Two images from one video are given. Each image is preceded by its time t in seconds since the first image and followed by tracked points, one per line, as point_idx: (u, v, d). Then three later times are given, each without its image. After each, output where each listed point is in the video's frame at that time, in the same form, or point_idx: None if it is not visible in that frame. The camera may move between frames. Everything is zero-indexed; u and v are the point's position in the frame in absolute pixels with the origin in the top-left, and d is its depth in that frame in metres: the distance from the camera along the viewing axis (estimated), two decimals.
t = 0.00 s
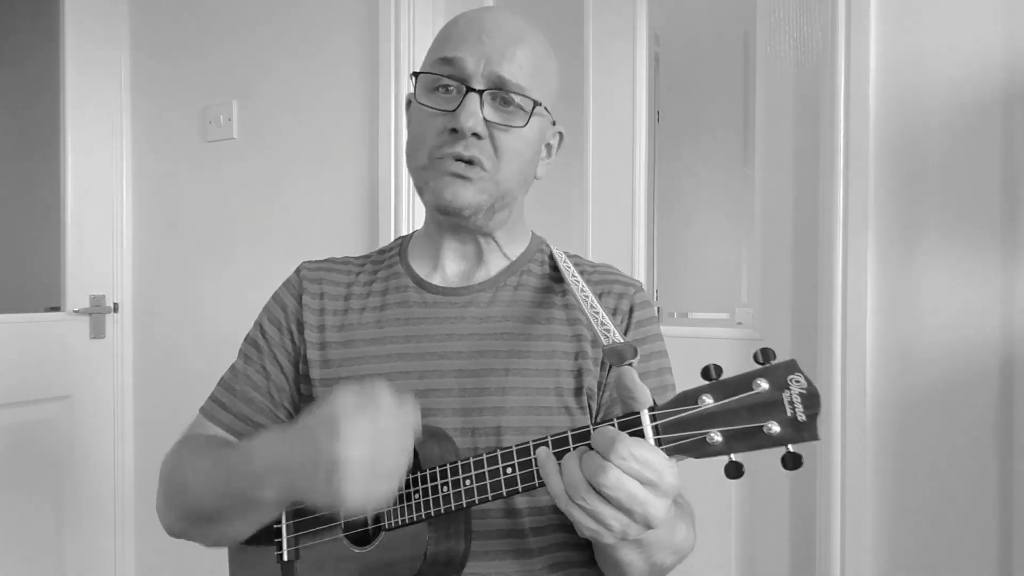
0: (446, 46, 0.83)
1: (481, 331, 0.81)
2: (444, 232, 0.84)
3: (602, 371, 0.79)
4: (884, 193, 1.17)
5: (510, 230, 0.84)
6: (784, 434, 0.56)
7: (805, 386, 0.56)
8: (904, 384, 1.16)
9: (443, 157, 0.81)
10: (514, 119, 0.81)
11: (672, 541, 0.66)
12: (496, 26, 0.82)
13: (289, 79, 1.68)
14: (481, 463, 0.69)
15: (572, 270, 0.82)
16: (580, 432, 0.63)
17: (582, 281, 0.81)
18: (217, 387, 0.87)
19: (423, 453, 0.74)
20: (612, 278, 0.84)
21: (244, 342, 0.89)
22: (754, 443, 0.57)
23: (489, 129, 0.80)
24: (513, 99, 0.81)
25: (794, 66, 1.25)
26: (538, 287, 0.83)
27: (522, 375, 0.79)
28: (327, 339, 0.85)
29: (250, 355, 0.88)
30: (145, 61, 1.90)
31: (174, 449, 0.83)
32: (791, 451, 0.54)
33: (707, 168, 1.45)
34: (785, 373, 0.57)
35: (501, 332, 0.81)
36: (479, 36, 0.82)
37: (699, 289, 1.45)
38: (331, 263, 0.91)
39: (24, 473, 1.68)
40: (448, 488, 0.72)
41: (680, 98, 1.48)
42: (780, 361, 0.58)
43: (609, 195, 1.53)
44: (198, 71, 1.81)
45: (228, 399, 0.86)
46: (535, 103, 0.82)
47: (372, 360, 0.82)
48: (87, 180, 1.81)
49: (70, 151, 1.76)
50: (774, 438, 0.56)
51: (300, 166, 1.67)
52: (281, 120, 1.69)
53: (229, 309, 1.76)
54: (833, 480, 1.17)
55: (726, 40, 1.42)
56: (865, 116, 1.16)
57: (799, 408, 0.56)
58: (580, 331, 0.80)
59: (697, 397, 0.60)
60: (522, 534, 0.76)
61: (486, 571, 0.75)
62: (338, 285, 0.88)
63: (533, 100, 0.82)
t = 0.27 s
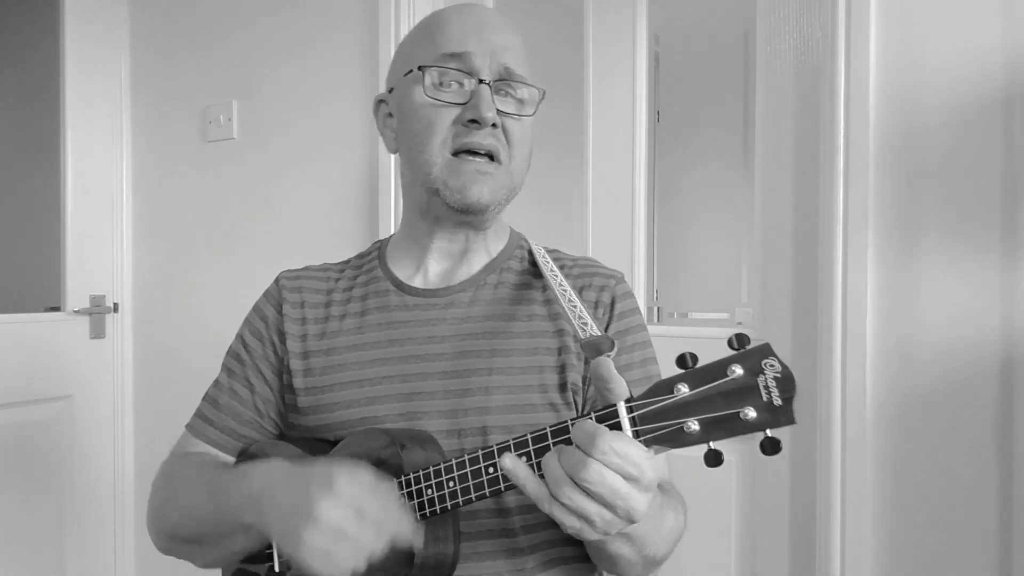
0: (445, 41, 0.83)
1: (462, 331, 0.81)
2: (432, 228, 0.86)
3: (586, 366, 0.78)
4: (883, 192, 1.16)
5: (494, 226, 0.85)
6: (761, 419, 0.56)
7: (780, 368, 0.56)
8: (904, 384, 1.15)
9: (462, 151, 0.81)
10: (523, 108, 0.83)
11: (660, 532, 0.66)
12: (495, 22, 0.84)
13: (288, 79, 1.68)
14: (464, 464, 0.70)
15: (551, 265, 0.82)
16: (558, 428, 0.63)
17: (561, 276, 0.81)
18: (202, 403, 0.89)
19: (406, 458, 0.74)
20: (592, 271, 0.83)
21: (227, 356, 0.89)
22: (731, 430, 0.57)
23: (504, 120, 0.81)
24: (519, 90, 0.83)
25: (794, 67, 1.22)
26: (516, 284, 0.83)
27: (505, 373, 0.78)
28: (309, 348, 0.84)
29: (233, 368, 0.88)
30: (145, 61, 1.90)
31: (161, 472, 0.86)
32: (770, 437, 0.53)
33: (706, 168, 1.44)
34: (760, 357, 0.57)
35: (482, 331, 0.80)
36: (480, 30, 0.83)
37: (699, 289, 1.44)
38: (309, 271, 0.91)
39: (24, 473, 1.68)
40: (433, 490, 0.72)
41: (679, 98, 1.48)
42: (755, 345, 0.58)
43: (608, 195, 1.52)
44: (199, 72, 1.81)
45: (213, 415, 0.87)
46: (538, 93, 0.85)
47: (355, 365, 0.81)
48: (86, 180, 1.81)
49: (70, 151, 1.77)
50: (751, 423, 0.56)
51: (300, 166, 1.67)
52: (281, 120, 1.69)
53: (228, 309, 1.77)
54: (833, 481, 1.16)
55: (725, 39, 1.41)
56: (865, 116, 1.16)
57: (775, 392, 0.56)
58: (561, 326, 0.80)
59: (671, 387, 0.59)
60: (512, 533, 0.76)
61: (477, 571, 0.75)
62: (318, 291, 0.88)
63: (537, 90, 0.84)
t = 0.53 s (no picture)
0: (401, 48, 0.84)
1: (454, 331, 0.80)
2: (416, 232, 0.85)
3: (579, 363, 0.78)
4: (883, 192, 1.16)
5: (482, 225, 0.85)
6: (758, 417, 0.56)
7: (776, 366, 0.55)
8: (904, 384, 1.14)
9: (431, 153, 0.81)
10: (488, 101, 0.83)
11: (658, 526, 0.66)
12: (450, 19, 0.83)
13: (288, 79, 1.68)
14: (460, 463, 0.69)
15: (541, 262, 0.81)
16: (557, 427, 0.62)
17: (552, 273, 0.80)
18: (195, 406, 0.89)
19: (404, 458, 0.74)
20: (584, 268, 0.83)
21: (220, 360, 0.89)
22: (728, 428, 0.56)
23: (469, 116, 0.81)
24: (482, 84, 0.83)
25: (794, 66, 1.21)
26: (507, 282, 0.83)
27: (497, 372, 0.78)
28: (301, 350, 0.84)
29: (226, 370, 0.88)
30: (145, 61, 1.90)
31: (156, 471, 0.84)
32: (767, 433, 0.53)
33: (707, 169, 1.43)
34: (757, 354, 0.57)
35: (474, 330, 0.80)
36: (436, 30, 0.83)
37: (699, 289, 1.44)
38: (300, 274, 0.91)
39: (24, 473, 1.68)
40: (431, 489, 0.72)
41: (679, 98, 1.48)
42: (751, 343, 0.57)
43: (608, 195, 1.52)
44: (199, 72, 1.81)
45: (207, 417, 0.87)
46: (502, 83, 0.84)
47: (348, 366, 0.81)
48: (86, 180, 1.81)
49: (70, 151, 1.77)
50: (748, 420, 0.56)
51: (300, 166, 1.67)
52: (281, 120, 1.69)
53: (228, 309, 1.77)
54: (833, 481, 1.16)
55: (726, 40, 1.41)
56: (865, 115, 1.15)
57: (772, 389, 0.56)
58: (553, 323, 0.79)
59: (669, 383, 0.59)
60: (508, 531, 0.75)
61: (473, 570, 0.74)
62: (309, 294, 0.88)
63: (500, 80, 0.84)
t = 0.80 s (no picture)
0: (382, 52, 0.85)
1: (464, 330, 0.81)
2: (421, 235, 0.85)
3: (588, 364, 0.78)
4: (884, 192, 1.16)
5: (489, 225, 0.85)
6: (763, 414, 0.56)
7: (781, 363, 0.55)
8: (904, 384, 1.15)
9: (415, 155, 0.81)
10: (470, 99, 0.83)
11: (662, 526, 0.66)
12: (428, 19, 0.84)
13: (288, 79, 1.68)
14: (466, 458, 0.69)
15: (552, 264, 0.82)
16: (562, 423, 0.62)
17: (563, 274, 0.81)
18: (207, 401, 0.89)
19: (410, 454, 0.74)
20: (595, 270, 0.83)
21: (232, 355, 0.90)
22: (733, 424, 0.57)
23: (450, 116, 0.81)
24: (464, 82, 0.83)
25: (795, 65, 1.22)
26: (517, 283, 0.83)
27: (506, 372, 0.78)
28: (312, 347, 0.85)
29: (237, 366, 0.88)
30: (145, 61, 1.90)
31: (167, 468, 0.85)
32: (773, 432, 0.53)
33: (708, 169, 1.44)
34: (763, 352, 0.57)
35: (484, 330, 0.80)
36: (415, 32, 0.83)
37: (699, 289, 1.44)
38: (313, 272, 0.91)
39: (25, 473, 1.68)
40: (436, 485, 0.72)
41: (679, 98, 1.48)
42: (758, 340, 0.58)
43: (609, 195, 1.52)
44: (199, 72, 1.81)
45: (218, 412, 0.87)
46: (484, 79, 0.83)
47: (358, 364, 0.82)
48: (86, 180, 1.81)
49: (70, 151, 1.77)
50: (753, 418, 0.56)
51: (300, 166, 1.67)
52: (282, 119, 1.69)
53: (228, 309, 1.77)
54: (833, 481, 1.16)
55: (726, 40, 1.41)
56: (865, 116, 1.16)
57: (777, 387, 0.56)
58: (563, 325, 0.80)
59: (675, 380, 0.59)
60: (513, 531, 0.76)
61: (477, 570, 0.75)
62: (321, 291, 0.88)
63: (482, 76, 0.83)
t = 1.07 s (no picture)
0: (398, 52, 0.84)
1: (469, 331, 0.81)
2: (427, 233, 0.85)
3: (591, 367, 0.78)
4: (884, 192, 1.17)
5: (494, 227, 0.85)
6: (763, 417, 0.56)
7: (782, 366, 0.56)
8: (905, 384, 1.15)
9: (425, 160, 0.81)
10: (484, 108, 0.83)
11: (664, 529, 0.66)
12: (448, 22, 0.83)
13: (288, 79, 1.68)
14: (467, 459, 0.70)
15: (558, 264, 0.82)
16: (562, 425, 0.63)
17: (568, 275, 0.81)
18: (211, 398, 0.89)
19: (411, 453, 0.73)
20: (600, 272, 0.83)
21: (237, 353, 0.90)
22: (732, 427, 0.57)
23: (463, 124, 0.81)
24: (479, 90, 0.83)
25: (794, 65, 1.23)
26: (522, 284, 0.83)
27: (511, 373, 0.78)
28: (317, 345, 0.85)
29: (242, 364, 0.89)
30: (144, 61, 1.90)
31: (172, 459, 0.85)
32: (773, 434, 0.53)
33: (708, 169, 1.44)
34: (763, 354, 0.58)
35: (489, 331, 0.80)
36: (432, 35, 0.83)
37: (699, 289, 1.44)
38: (319, 270, 0.91)
39: (25, 473, 1.68)
40: (436, 485, 0.72)
41: (679, 98, 1.48)
42: (758, 343, 0.58)
43: (609, 195, 1.53)
44: (199, 72, 1.81)
45: (222, 409, 0.87)
46: (501, 89, 0.83)
47: (362, 363, 0.82)
48: (86, 180, 1.81)
49: (70, 151, 1.77)
50: (753, 420, 0.56)
51: (300, 166, 1.67)
52: (282, 119, 1.69)
53: (228, 309, 1.77)
54: (833, 481, 1.16)
55: (726, 40, 1.42)
56: (865, 116, 1.16)
57: (777, 389, 0.56)
58: (568, 326, 0.80)
59: (675, 382, 0.60)
60: (517, 531, 0.76)
61: (480, 570, 0.75)
62: (326, 290, 0.88)
63: (498, 86, 0.83)
